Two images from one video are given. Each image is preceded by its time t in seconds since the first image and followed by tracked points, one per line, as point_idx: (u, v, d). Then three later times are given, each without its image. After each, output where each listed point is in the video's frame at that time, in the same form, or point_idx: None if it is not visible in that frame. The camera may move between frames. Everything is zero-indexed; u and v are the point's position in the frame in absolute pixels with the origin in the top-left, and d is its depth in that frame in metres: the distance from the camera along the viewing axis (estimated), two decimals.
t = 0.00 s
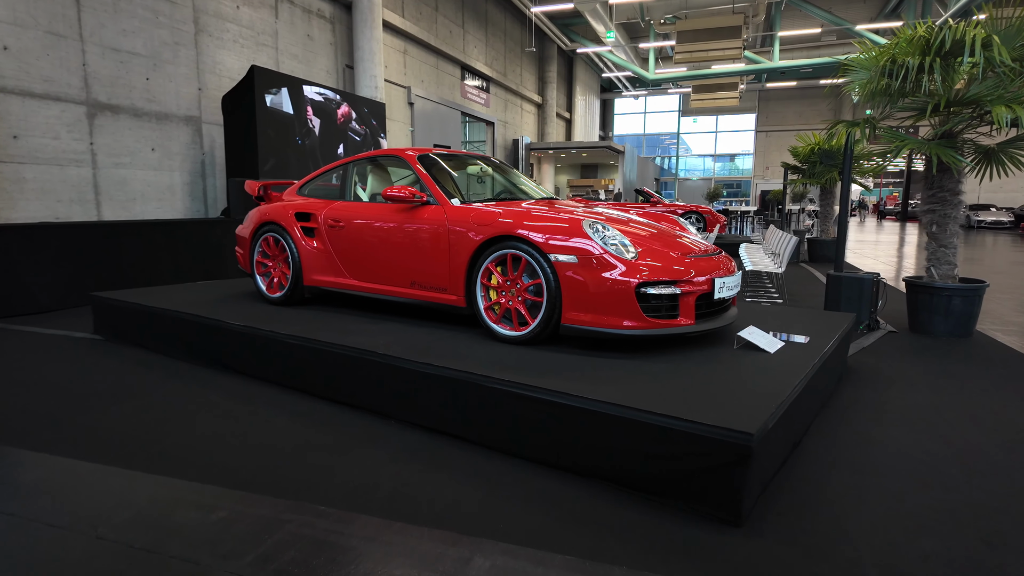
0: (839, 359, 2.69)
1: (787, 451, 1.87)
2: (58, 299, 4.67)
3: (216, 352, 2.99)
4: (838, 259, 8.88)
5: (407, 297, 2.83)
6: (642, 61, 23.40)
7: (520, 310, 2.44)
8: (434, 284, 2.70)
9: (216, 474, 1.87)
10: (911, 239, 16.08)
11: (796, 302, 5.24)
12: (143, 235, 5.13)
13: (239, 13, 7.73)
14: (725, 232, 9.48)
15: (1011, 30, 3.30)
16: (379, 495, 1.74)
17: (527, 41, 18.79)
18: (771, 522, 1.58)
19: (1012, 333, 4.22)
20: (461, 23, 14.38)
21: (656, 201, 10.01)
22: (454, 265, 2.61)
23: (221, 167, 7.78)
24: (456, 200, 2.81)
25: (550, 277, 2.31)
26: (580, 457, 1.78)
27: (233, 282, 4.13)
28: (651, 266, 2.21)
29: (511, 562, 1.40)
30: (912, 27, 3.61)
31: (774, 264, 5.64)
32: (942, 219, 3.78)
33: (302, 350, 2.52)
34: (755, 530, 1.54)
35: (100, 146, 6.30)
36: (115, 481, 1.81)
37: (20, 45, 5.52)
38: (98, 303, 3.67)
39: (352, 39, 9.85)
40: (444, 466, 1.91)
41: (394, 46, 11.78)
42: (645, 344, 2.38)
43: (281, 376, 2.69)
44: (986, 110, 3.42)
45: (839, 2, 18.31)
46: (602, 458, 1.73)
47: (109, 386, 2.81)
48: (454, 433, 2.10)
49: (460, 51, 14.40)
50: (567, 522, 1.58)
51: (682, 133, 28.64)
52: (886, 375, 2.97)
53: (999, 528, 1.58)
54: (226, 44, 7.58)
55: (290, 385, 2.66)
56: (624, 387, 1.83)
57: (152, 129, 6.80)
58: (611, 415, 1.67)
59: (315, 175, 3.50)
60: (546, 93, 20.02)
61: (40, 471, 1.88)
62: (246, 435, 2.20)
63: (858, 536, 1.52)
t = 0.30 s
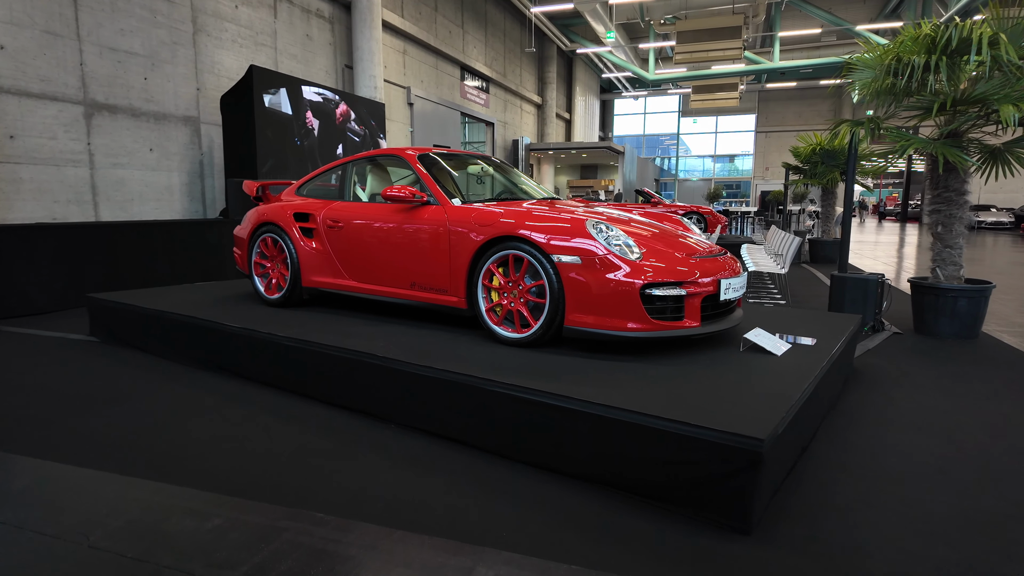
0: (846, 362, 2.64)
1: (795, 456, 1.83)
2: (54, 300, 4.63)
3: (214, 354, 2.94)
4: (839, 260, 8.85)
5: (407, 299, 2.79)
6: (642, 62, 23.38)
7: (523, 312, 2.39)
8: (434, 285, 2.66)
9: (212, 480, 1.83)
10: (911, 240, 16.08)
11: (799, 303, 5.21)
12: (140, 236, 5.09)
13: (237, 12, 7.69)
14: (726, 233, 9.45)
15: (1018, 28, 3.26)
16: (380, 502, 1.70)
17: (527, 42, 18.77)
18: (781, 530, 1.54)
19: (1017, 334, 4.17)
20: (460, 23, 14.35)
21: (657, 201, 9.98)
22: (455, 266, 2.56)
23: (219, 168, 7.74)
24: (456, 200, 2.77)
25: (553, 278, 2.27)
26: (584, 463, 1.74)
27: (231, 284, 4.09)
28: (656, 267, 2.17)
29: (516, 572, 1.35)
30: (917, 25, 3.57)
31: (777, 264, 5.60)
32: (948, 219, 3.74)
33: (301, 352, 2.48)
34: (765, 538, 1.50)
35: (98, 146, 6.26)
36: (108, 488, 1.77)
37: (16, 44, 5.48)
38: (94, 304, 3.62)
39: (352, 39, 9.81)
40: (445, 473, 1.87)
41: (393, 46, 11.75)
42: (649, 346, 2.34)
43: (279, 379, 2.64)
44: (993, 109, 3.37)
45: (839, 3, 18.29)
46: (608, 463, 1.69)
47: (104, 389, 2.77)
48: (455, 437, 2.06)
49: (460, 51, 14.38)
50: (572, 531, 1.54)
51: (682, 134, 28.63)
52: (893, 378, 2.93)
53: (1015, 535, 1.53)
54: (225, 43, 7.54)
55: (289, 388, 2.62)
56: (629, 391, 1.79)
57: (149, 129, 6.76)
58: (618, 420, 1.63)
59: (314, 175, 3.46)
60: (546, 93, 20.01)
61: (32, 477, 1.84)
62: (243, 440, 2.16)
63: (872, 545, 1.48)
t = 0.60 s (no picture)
0: (854, 364, 2.61)
1: (806, 461, 1.80)
2: (53, 301, 4.60)
3: (214, 356, 2.91)
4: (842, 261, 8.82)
5: (410, 301, 2.76)
6: (643, 62, 23.35)
7: (528, 314, 2.36)
8: (438, 287, 2.63)
9: (213, 486, 1.80)
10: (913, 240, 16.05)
11: (803, 304, 5.17)
12: (141, 236, 5.06)
13: (238, 12, 7.66)
14: (728, 234, 9.42)
15: None
16: (383, 509, 1.67)
17: (528, 42, 18.76)
18: (795, 538, 1.50)
19: None
20: (462, 24, 14.32)
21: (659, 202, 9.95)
22: (459, 268, 2.53)
23: (220, 168, 7.71)
24: (460, 201, 2.74)
25: (558, 280, 2.24)
26: (592, 468, 1.71)
27: (231, 285, 4.06)
28: (663, 269, 2.13)
29: None
30: (923, 24, 3.53)
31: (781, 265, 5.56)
32: (955, 220, 3.68)
33: (303, 355, 2.45)
34: (779, 547, 1.46)
35: (98, 146, 6.24)
36: (105, 494, 1.73)
37: (16, 44, 5.46)
38: (93, 306, 3.60)
39: (353, 39, 9.79)
40: (449, 479, 1.84)
41: (394, 47, 11.72)
42: (656, 349, 2.31)
43: (280, 382, 2.61)
44: (1001, 109, 3.32)
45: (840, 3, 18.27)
46: (617, 469, 1.65)
47: (103, 392, 2.74)
48: (460, 441, 2.03)
49: (461, 52, 14.37)
50: (580, 540, 1.50)
51: (683, 135, 28.62)
52: (901, 380, 2.89)
53: None
54: (225, 43, 7.52)
55: (291, 391, 2.59)
56: (638, 395, 1.75)
57: (150, 129, 6.73)
58: (626, 425, 1.60)
59: (316, 175, 3.43)
60: (547, 94, 19.99)
61: (29, 483, 1.80)
62: (244, 445, 2.12)
63: (888, 553, 1.45)
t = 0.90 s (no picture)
0: (865, 368, 2.57)
1: (821, 469, 1.77)
2: (54, 302, 4.57)
3: (217, 360, 2.89)
4: (845, 261, 8.78)
5: (415, 304, 2.73)
6: (644, 62, 23.31)
7: (535, 318, 2.32)
8: (444, 290, 2.60)
9: (217, 494, 1.77)
10: (914, 241, 16.02)
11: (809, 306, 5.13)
12: (142, 237, 5.04)
13: (239, 12, 7.64)
14: (730, 235, 9.38)
15: None
16: (391, 519, 1.64)
17: (529, 42, 18.73)
18: (812, 549, 1.47)
19: None
20: (462, 24, 14.27)
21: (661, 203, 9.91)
22: (465, 271, 2.50)
23: (221, 169, 7.69)
24: (466, 203, 2.71)
25: (567, 283, 2.21)
26: (605, 476, 1.68)
27: (234, 287, 4.04)
28: (674, 273, 2.10)
29: None
30: (933, 24, 3.48)
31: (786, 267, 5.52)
32: (963, 222, 3.63)
33: (308, 359, 2.42)
34: (798, 558, 1.43)
35: (98, 147, 6.21)
36: (108, 502, 1.70)
37: (16, 44, 5.43)
38: (95, 308, 3.57)
39: (354, 39, 9.76)
40: (457, 488, 1.81)
41: (395, 47, 11.68)
42: (665, 353, 2.28)
43: (285, 386, 2.59)
44: (1012, 110, 3.27)
45: (842, 3, 18.22)
46: (629, 477, 1.63)
47: (106, 396, 2.72)
48: (469, 448, 2.01)
49: (462, 52, 14.33)
50: (593, 551, 1.47)
51: (684, 135, 28.59)
52: (912, 385, 2.86)
53: None
54: (227, 43, 7.49)
55: (296, 396, 2.56)
56: (651, 403, 1.72)
57: (151, 129, 6.71)
58: (639, 432, 1.57)
59: (320, 177, 3.41)
60: (548, 94, 19.97)
61: (30, 490, 1.78)
62: (248, 451, 2.10)
63: (908, 564, 1.41)
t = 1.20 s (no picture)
0: (878, 371, 2.53)
1: (841, 475, 1.73)
2: (54, 303, 4.53)
3: (221, 361, 2.85)
4: (847, 262, 8.75)
5: (422, 305, 2.69)
6: (645, 62, 23.29)
7: (545, 320, 2.28)
8: (452, 291, 2.57)
9: (224, 500, 1.73)
10: (915, 241, 16.03)
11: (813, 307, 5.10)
12: (144, 237, 5.00)
13: (240, 11, 7.60)
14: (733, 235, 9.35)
15: None
16: (402, 526, 1.61)
17: (530, 42, 18.69)
18: (836, 558, 1.43)
19: None
20: (464, 23, 14.24)
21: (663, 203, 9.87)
22: (473, 272, 2.47)
23: (222, 168, 7.65)
24: (473, 202, 2.68)
25: (578, 284, 2.17)
26: (621, 482, 1.65)
27: (236, 287, 4.00)
28: (687, 274, 2.06)
29: None
30: (943, 22, 3.42)
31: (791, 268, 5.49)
32: (973, 222, 3.59)
33: (315, 361, 2.39)
34: (820, 567, 1.39)
35: (99, 146, 6.17)
36: (112, 508, 1.67)
37: (17, 42, 5.40)
38: (96, 309, 3.53)
39: (355, 38, 9.72)
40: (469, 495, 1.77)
41: (396, 46, 11.64)
42: (677, 356, 2.24)
43: (290, 389, 2.55)
44: None
45: (843, 3, 18.18)
46: (647, 483, 1.59)
47: (109, 399, 2.68)
48: (480, 452, 1.97)
49: (463, 51, 14.29)
50: (611, 560, 1.44)
51: (684, 135, 28.57)
52: (924, 387, 2.82)
53: None
54: (228, 42, 7.46)
55: (302, 398, 2.53)
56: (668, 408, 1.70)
57: (152, 129, 6.67)
58: (657, 437, 1.54)
59: (325, 176, 3.38)
60: (549, 94, 19.94)
61: (32, 495, 1.74)
62: (254, 456, 2.06)
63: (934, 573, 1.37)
